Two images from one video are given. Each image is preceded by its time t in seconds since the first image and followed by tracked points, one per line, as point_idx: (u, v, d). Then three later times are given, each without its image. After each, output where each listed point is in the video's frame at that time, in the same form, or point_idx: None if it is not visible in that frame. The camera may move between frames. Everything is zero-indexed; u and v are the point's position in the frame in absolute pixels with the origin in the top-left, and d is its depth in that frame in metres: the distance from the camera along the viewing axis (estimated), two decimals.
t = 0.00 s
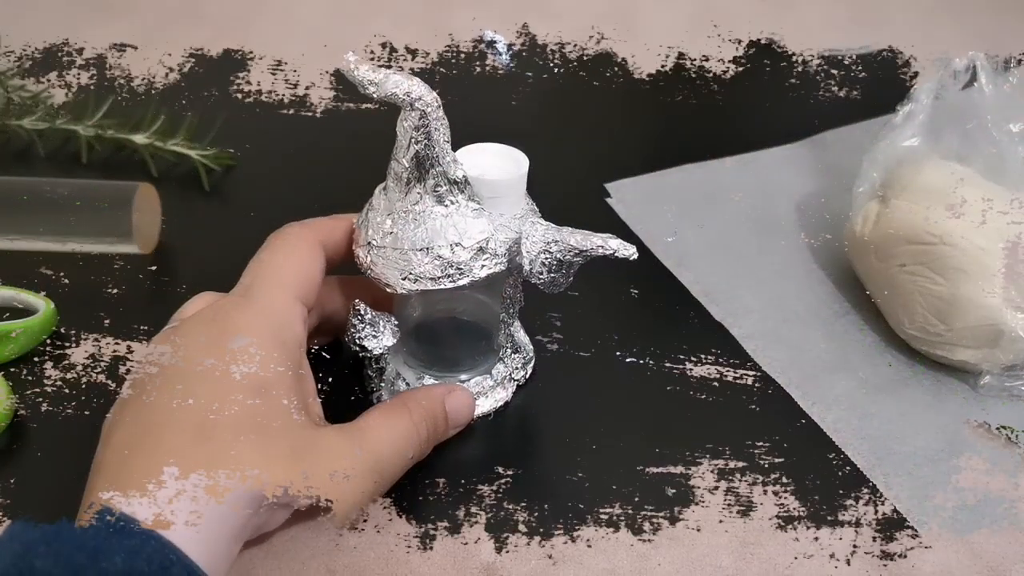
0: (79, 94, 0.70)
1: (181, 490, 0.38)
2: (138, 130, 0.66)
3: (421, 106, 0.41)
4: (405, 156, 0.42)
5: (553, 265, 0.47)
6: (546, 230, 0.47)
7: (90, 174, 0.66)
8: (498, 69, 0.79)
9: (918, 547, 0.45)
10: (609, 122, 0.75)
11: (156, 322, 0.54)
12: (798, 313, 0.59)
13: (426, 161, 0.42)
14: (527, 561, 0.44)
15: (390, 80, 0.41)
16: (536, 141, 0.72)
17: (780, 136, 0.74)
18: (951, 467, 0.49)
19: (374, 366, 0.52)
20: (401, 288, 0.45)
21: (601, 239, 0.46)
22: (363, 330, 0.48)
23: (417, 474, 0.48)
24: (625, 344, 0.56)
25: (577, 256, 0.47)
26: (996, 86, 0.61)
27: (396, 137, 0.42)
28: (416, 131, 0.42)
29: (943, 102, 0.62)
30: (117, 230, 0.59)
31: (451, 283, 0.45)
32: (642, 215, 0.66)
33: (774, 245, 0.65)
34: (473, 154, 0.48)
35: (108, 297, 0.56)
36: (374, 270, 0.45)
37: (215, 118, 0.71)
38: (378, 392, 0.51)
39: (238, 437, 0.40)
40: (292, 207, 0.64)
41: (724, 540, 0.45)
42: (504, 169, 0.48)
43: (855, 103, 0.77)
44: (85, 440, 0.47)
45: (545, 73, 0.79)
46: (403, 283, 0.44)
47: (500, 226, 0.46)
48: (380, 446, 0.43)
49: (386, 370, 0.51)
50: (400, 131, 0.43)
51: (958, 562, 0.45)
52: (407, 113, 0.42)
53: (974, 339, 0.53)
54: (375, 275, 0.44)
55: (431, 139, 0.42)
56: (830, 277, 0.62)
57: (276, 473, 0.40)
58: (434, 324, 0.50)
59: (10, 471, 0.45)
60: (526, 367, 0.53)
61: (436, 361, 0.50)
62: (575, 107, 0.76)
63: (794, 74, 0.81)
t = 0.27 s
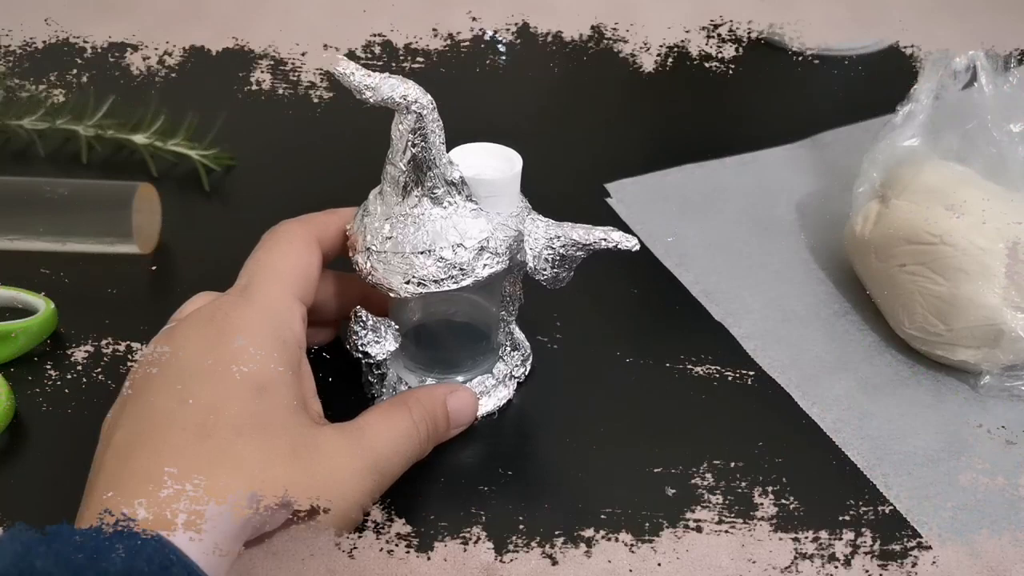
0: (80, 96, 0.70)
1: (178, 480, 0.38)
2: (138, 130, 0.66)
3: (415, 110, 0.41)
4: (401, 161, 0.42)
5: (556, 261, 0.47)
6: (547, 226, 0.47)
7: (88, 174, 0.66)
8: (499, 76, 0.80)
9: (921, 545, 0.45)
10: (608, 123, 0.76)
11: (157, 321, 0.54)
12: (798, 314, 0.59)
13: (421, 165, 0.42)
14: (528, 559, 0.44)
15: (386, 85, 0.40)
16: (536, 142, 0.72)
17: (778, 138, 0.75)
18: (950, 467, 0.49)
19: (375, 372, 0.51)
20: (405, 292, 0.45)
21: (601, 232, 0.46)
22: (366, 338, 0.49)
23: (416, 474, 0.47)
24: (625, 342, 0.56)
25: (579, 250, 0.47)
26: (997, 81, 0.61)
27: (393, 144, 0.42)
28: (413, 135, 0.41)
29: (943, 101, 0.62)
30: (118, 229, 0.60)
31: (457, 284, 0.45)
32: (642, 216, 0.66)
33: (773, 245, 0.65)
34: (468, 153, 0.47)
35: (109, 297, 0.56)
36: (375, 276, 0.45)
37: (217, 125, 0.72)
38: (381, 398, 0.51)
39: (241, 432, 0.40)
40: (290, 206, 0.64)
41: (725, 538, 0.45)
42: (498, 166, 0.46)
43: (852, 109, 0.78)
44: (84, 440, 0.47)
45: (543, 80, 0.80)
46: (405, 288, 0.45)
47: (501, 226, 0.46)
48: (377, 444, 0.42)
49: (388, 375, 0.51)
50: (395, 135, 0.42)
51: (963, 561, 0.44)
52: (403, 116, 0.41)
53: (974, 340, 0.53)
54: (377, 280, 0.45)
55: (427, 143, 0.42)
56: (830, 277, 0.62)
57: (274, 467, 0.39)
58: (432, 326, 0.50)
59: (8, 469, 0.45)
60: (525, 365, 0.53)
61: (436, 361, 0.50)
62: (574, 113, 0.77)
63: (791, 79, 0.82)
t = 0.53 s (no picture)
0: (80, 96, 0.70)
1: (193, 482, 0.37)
2: (138, 130, 0.66)
3: (411, 97, 0.41)
4: (396, 147, 0.42)
5: (544, 256, 0.47)
6: (538, 221, 0.46)
7: (88, 173, 0.66)
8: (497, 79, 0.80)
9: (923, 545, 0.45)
10: (607, 124, 0.76)
11: (157, 321, 0.54)
12: (797, 313, 0.59)
13: (416, 152, 0.42)
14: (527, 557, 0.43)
15: (380, 74, 0.41)
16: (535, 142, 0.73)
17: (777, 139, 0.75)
18: (949, 467, 0.49)
19: (366, 357, 0.51)
20: (395, 279, 0.45)
21: (589, 228, 0.46)
22: (356, 321, 0.49)
23: (410, 471, 0.46)
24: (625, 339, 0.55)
25: (566, 246, 0.46)
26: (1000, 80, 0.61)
27: (388, 129, 0.42)
28: (406, 124, 0.42)
29: (945, 104, 0.62)
30: (117, 229, 0.60)
31: (445, 275, 0.45)
32: (641, 215, 0.66)
33: (772, 245, 0.65)
34: (466, 146, 0.48)
35: (109, 296, 0.56)
36: (366, 263, 0.45)
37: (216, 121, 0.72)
38: (370, 383, 0.51)
39: (251, 428, 0.39)
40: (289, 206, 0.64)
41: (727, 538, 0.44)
42: (495, 160, 0.47)
43: (850, 112, 0.78)
44: (85, 440, 0.47)
45: (543, 83, 0.80)
46: (396, 275, 0.45)
47: (493, 217, 0.45)
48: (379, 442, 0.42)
49: (379, 360, 0.51)
50: (390, 124, 0.42)
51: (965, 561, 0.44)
52: (398, 106, 0.42)
53: (974, 340, 0.53)
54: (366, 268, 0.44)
55: (421, 129, 0.42)
56: (829, 277, 0.62)
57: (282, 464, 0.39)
58: (423, 317, 0.51)
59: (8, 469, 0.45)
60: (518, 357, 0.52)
61: (426, 350, 0.51)
62: (573, 114, 0.77)
63: (789, 82, 0.82)
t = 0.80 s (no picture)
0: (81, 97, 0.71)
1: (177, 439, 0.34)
2: (138, 130, 0.66)
3: (411, 99, 0.41)
4: (397, 148, 0.43)
5: (544, 256, 0.47)
6: (538, 222, 0.46)
7: (89, 173, 0.66)
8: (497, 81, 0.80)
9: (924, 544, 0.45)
10: (606, 124, 0.76)
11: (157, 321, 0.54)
12: (797, 312, 0.59)
13: (416, 152, 0.43)
14: (527, 556, 0.43)
15: (380, 73, 0.41)
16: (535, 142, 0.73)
17: (776, 139, 0.75)
18: (949, 467, 0.49)
19: (366, 357, 0.51)
20: (395, 280, 0.45)
21: (589, 228, 0.46)
22: (355, 322, 0.48)
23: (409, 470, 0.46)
24: (625, 339, 0.55)
25: (566, 246, 0.46)
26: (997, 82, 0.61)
27: (390, 131, 0.42)
28: (406, 123, 0.42)
29: (945, 104, 0.62)
30: (118, 228, 0.60)
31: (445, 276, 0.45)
32: (641, 214, 0.65)
33: (772, 246, 0.65)
34: (466, 147, 0.48)
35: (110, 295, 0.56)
36: (366, 263, 0.45)
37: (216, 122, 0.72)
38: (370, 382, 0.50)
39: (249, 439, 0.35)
40: (289, 206, 0.64)
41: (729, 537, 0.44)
42: (495, 160, 0.47)
43: (849, 112, 0.78)
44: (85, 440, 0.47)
45: (543, 83, 0.81)
46: (396, 275, 0.45)
47: (493, 218, 0.45)
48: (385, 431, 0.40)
49: (379, 361, 0.50)
50: (390, 124, 0.42)
51: (967, 561, 0.44)
52: (398, 105, 0.42)
53: (974, 339, 0.53)
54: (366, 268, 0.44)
55: (422, 130, 0.42)
56: (829, 278, 0.62)
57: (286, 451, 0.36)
58: (423, 318, 0.52)
59: (9, 470, 0.45)
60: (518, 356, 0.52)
61: (426, 349, 0.51)
62: (572, 114, 0.77)
63: (788, 82, 0.82)
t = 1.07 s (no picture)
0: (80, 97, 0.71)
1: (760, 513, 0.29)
2: (138, 130, 0.66)
3: (412, 99, 0.42)
4: (397, 147, 0.43)
5: (545, 256, 0.47)
6: (538, 222, 0.46)
7: (89, 173, 0.66)
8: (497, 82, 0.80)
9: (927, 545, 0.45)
10: (606, 124, 0.76)
11: (157, 321, 0.54)
12: (798, 313, 0.59)
13: (416, 151, 0.43)
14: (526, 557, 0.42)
15: (380, 73, 0.41)
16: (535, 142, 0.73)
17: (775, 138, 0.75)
18: (951, 467, 0.49)
19: (366, 357, 0.51)
20: (395, 280, 0.45)
21: (590, 228, 0.46)
22: (355, 322, 0.47)
23: (408, 472, 0.46)
24: (626, 338, 0.55)
25: (566, 246, 0.46)
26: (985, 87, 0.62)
27: (391, 130, 0.42)
28: (407, 123, 0.42)
29: (944, 104, 0.62)
30: (118, 229, 0.60)
31: (445, 275, 0.45)
32: (641, 214, 0.65)
33: (773, 246, 0.65)
34: (466, 149, 0.48)
35: (110, 296, 0.56)
36: (366, 263, 0.45)
37: (216, 122, 0.72)
38: (370, 382, 0.50)
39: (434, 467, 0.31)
40: (289, 206, 0.64)
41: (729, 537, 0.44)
42: (496, 160, 0.48)
43: (847, 111, 0.78)
44: (86, 441, 0.47)
45: (543, 83, 0.81)
46: (396, 275, 0.45)
47: (493, 218, 0.45)
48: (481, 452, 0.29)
49: (380, 360, 0.51)
50: (390, 124, 0.43)
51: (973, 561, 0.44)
52: (398, 105, 0.42)
53: (974, 339, 0.53)
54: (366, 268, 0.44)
55: (422, 130, 0.42)
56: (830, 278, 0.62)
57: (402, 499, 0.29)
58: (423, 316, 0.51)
59: (9, 471, 0.45)
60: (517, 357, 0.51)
61: (425, 348, 0.50)
62: (572, 114, 0.77)
63: (788, 82, 0.82)
